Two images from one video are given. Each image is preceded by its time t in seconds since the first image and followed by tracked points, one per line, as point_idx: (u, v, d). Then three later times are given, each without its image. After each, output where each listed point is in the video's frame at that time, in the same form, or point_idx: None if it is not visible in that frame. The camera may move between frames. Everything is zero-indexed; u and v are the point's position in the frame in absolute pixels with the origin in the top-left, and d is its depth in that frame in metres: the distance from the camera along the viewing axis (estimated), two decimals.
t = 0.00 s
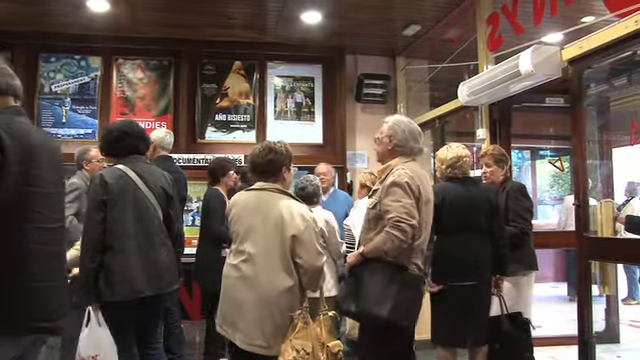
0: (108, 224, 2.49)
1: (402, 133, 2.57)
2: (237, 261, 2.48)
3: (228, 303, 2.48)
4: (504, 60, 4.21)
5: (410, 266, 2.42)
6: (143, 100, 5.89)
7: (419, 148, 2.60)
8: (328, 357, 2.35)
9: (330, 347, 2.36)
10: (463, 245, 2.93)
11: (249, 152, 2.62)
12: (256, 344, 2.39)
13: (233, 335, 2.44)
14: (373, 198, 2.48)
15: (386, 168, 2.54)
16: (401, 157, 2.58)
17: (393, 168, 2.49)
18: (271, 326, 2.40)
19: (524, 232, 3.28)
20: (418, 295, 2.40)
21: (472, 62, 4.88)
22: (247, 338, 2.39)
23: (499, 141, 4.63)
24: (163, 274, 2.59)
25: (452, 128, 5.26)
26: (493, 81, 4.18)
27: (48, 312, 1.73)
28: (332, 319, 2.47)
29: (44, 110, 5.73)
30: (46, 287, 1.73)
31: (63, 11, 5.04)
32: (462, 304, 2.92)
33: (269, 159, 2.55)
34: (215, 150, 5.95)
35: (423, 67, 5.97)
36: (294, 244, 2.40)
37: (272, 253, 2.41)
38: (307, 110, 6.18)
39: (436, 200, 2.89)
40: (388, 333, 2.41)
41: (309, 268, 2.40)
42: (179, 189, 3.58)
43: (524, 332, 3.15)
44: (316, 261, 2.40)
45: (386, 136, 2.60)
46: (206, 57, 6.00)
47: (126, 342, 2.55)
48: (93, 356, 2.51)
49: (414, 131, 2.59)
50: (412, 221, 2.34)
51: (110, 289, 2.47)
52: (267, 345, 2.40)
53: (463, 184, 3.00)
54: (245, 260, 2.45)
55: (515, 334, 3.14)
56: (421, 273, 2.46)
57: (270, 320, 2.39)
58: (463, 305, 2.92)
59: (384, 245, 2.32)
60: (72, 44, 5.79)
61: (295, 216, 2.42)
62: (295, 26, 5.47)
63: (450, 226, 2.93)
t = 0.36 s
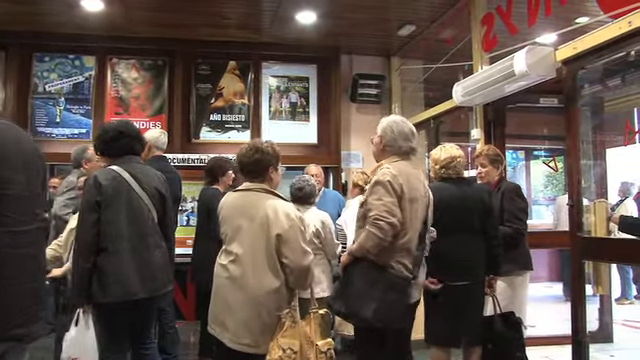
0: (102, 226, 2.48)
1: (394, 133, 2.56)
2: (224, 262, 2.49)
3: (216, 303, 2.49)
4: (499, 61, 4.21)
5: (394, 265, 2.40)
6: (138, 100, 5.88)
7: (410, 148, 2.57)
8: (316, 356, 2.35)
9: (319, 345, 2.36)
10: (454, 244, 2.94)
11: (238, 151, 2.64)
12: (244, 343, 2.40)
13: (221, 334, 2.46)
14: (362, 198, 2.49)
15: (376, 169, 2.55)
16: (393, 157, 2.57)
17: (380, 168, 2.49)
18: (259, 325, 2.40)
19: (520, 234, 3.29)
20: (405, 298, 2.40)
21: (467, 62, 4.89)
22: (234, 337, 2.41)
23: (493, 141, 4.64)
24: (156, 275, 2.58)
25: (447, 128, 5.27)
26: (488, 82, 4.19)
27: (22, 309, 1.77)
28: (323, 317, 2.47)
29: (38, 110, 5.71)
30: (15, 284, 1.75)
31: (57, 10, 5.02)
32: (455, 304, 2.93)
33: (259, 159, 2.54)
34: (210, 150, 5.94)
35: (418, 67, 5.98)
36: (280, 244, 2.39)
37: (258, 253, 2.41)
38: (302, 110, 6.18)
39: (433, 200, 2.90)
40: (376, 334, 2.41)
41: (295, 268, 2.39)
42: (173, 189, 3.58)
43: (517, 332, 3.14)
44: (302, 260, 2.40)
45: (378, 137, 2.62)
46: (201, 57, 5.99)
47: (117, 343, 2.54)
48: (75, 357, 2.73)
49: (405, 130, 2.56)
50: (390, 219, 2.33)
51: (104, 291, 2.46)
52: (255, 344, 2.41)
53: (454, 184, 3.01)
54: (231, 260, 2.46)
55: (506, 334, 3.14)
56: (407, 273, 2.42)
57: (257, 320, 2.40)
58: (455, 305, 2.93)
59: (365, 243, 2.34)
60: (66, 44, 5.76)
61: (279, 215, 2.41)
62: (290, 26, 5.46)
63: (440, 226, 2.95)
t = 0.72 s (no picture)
0: (96, 226, 2.47)
1: (385, 133, 2.56)
2: (215, 261, 2.50)
3: (208, 303, 2.50)
4: (493, 61, 4.22)
5: (373, 262, 2.39)
6: (133, 99, 5.86)
7: (397, 145, 2.55)
8: (309, 355, 2.38)
9: (312, 344, 2.38)
10: (447, 244, 2.95)
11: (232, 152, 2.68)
12: (236, 342, 2.40)
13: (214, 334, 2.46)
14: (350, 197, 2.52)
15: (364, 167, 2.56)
16: (384, 155, 2.56)
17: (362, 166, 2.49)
18: (251, 325, 2.40)
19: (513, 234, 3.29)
20: (383, 295, 2.37)
21: (462, 63, 4.90)
22: (226, 336, 2.40)
23: (488, 142, 4.65)
24: (150, 275, 2.57)
25: (442, 128, 5.28)
26: (483, 82, 4.20)
27: (12, 316, 1.66)
28: (317, 315, 2.48)
29: (32, 109, 5.68)
30: None
31: (52, 9, 5.00)
32: (449, 304, 2.93)
33: (247, 160, 2.54)
34: (205, 150, 5.94)
35: (414, 67, 5.98)
36: (270, 242, 2.38)
37: (249, 252, 2.40)
38: (297, 110, 6.18)
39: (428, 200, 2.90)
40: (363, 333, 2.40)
41: (284, 267, 2.38)
42: (169, 190, 3.57)
43: (512, 332, 3.15)
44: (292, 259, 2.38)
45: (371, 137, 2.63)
46: (196, 57, 5.98)
47: (109, 345, 2.54)
48: (68, 357, 2.77)
49: (391, 128, 2.53)
50: (361, 216, 2.34)
51: (98, 291, 2.45)
52: (247, 344, 2.41)
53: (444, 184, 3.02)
54: (220, 259, 2.46)
55: (501, 334, 3.15)
56: (387, 271, 2.40)
57: (249, 319, 2.40)
58: (448, 305, 2.92)
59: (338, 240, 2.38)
60: (60, 43, 5.75)
61: (270, 214, 2.40)
62: (285, 26, 5.46)
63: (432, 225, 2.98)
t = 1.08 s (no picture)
0: (90, 226, 2.46)
1: (370, 132, 2.54)
2: (208, 262, 2.51)
3: (203, 304, 2.51)
4: (486, 62, 4.24)
5: (351, 262, 2.41)
6: (126, 99, 5.85)
7: (383, 143, 2.53)
8: (302, 356, 2.34)
9: (305, 346, 2.34)
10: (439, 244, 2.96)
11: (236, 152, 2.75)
12: (229, 343, 2.40)
13: (208, 334, 2.46)
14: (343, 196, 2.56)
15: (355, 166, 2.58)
16: (369, 155, 2.55)
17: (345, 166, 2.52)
18: (244, 325, 2.40)
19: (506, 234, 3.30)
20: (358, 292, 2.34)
21: (456, 63, 4.91)
22: (219, 337, 2.41)
23: (481, 142, 4.66)
24: (143, 276, 2.56)
25: (436, 128, 5.29)
26: (476, 82, 4.21)
27: (2, 317, 1.67)
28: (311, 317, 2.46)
29: (24, 109, 5.66)
30: None
31: (44, 8, 4.98)
32: (442, 304, 2.93)
33: (235, 158, 2.54)
34: (199, 150, 5.93)
35: (407, 67, 6.00)
36: (262, 242, 2.38)
37: (240, 253, 2.40)
38: (291, 110, 6.18)
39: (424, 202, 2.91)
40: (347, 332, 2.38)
41: (277, 267, 2.36)
42: (163, 189, 3.57)
43: (504, 331, 3.16)
44: (284, 259, 2.36)
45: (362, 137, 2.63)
46: (190, 57, 5.98)
47: (105, 345, 2.53)
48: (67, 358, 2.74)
49: (376, 126, 2.52)
50: (328, 215, 2.39)
51: (91, 292, 2.44)
52: (240, 345, 2.40)
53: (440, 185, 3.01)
54: (213, 259, 2.47)
55: (494, 333, 3.15)
56: (362, 270, 2.38)
57: (242, 319, 2.40)
58: (441, 305, 2.93)
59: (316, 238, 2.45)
60: (53, 42, 5.73)
61: (262, 214, 2.40)
62: (279, 26, 5.46)
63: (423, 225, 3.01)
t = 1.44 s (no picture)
0: (86, 224, 2.45)
1: (357, 132, 2.56)
2: (200, 262, 2.50)
3: (196, 304, 2.51)
4: (481, 62, 4.25)
5: (338, 263, 2.43)
6: (120, 99, 5.84)
7: (369, 143, 2.52)
8: (294, 356, 2.35)
9: (298, 346, 2.35)
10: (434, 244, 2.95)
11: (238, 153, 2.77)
12: (221, 343, 2.40)
13: (200, 334, 2.47)
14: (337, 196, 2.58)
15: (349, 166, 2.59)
16: (356, 155, 2.55)
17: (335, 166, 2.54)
18: (238, 325, 2.40)
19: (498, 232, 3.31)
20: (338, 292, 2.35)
21: (450, 64, 4.92)
22: (211, 337, 2.41)
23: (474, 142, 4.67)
24: (138, 276, 2.55)
25: (430, 128, 5.29)
26: (470, 83, 4.21)
27: None
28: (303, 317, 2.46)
29: (17, 108, 5.62)
30: None
31: (37, 7, 4.96)
32: (436, 304, 2.94)
33: (227, 159, 2.52)
34: (193, 150, 5.92)
35: (401, 68, 6.00)
36: (256, 243, 2.37)
37: (233, 253, 2.39)
38: (285, 110, 6.18)
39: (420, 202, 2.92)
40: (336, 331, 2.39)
41: (270, 267, 2.36)
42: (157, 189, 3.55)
43: (497, 330, 3.16)
44: (278, 260, 2.36)
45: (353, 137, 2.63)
46: (184, 56, 5.97)
47: (97, 345, 2.52)
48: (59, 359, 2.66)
49: (363, 126, 2.53)
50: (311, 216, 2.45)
51: (86, 290, 2.42)
52: (232, 345, 2.40)
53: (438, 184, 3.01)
54: (205, 259, 2.47)
55: (487, 332, 3.16)
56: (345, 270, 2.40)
57: (235, 319, 2.39)
58: (435, 304, 2.94)
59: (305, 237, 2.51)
60: (46, 42, 5.70)
61: (256, 215, 2.39)
62: (273, 26, 5.46)
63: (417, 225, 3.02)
